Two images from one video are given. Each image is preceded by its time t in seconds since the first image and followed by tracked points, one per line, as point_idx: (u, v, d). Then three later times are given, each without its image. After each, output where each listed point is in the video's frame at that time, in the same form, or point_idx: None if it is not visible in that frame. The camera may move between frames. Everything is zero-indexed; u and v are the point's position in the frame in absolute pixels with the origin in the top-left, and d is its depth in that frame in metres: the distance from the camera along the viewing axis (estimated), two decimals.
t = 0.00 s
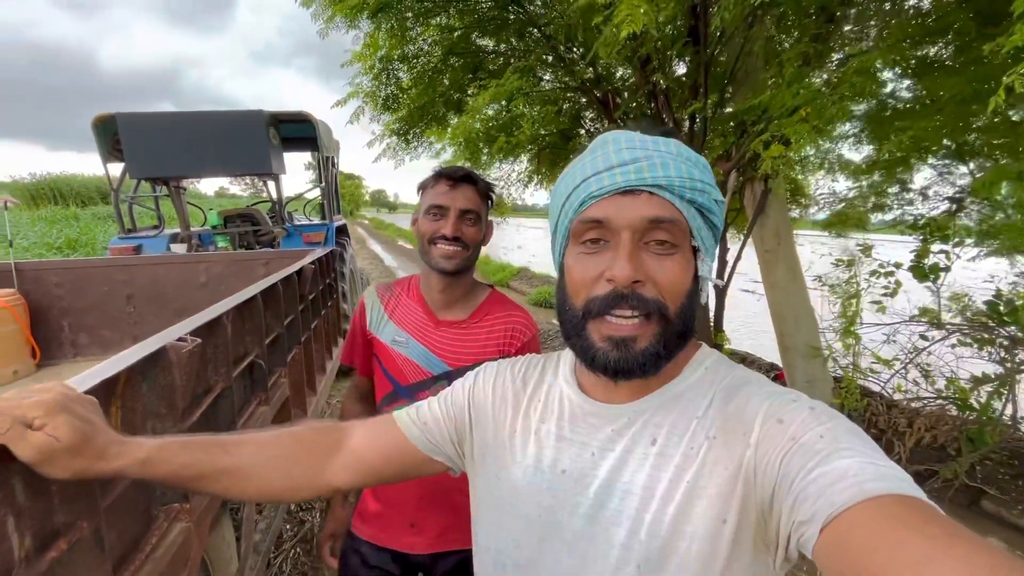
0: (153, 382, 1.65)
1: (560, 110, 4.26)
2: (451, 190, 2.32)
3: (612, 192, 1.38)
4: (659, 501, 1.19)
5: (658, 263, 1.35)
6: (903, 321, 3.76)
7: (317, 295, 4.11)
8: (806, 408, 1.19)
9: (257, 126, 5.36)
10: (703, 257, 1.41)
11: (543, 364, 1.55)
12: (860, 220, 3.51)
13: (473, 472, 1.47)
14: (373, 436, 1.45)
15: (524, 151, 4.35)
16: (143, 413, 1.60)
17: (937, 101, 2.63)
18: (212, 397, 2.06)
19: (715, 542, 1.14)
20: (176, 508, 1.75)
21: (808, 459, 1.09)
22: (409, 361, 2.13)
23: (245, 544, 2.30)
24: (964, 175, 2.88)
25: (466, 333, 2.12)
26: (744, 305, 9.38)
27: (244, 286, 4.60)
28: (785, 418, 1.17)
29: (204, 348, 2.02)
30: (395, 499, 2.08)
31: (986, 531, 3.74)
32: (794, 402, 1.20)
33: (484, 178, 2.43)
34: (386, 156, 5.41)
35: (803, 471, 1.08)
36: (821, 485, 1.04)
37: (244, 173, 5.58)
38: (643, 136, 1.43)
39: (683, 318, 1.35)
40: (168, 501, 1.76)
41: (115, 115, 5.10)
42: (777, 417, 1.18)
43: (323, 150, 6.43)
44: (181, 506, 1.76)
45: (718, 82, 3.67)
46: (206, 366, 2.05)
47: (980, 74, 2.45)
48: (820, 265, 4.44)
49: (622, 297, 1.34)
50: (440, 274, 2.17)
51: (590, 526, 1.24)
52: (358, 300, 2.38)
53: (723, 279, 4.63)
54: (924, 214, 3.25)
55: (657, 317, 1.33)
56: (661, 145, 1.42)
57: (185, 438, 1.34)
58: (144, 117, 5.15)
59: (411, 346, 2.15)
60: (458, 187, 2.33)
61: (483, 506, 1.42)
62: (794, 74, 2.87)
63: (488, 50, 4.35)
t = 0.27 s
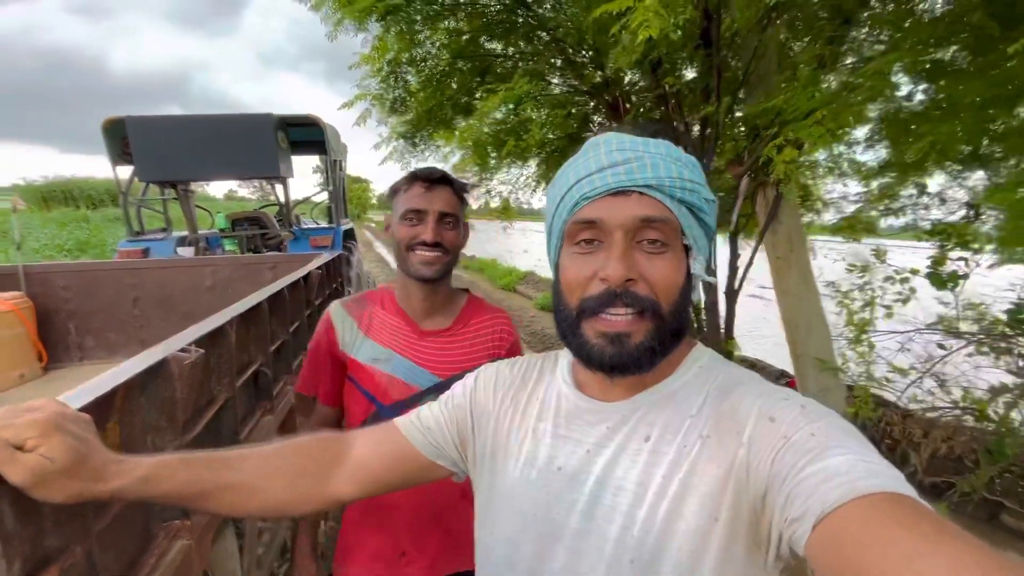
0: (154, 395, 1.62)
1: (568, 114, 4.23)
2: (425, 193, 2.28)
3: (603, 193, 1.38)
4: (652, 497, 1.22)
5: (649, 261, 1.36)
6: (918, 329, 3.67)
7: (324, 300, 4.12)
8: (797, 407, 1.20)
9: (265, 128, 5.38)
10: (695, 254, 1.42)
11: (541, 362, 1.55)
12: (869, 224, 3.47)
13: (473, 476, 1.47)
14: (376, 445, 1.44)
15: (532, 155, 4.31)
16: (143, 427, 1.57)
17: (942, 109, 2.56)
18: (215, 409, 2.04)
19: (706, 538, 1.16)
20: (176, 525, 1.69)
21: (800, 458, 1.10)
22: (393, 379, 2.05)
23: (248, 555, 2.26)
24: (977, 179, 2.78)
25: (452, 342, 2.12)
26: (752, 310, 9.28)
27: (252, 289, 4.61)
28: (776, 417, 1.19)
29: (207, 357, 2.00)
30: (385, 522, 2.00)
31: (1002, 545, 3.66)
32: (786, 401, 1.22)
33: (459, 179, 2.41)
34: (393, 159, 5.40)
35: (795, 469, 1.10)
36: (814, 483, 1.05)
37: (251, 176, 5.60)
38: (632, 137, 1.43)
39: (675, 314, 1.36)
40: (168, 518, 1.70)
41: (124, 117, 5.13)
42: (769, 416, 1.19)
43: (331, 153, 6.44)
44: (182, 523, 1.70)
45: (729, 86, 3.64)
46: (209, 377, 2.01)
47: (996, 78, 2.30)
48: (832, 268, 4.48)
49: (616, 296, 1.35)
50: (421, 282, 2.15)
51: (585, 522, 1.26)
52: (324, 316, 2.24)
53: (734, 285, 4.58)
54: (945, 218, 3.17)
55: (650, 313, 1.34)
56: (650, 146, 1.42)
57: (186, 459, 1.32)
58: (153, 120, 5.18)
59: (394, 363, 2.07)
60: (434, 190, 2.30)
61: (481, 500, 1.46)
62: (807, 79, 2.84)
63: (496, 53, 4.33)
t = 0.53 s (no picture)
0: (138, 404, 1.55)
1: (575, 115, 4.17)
2: (376, 196, 2.22)
3: (573, 202, 1.34)
4: (644, 503, 1.18)
5: (622, 266, 1.32)
6: (929, 338, 3.56)
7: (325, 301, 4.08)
8: (785, 403, 1.17)
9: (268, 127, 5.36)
10: (671, 254, 1.37)
11: (530, 369, 1.49)
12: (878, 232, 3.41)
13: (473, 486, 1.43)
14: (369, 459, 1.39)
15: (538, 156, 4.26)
16: (127, 438, 1.52)
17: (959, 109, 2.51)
18: (207, 416, 1.99)
19: (703, 541, 1.13)
20: (162, 542, 1.63)
21: (790, 457, 1.08)
22: (367, 401, 1.96)
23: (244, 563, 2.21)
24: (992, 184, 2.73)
25: (427, 353, 2.08)
26: (760, 314, 9.18)
27: (252, 289, 4.57)
28: (765, 417, 1.16)
29: (198, 362, 1.94)
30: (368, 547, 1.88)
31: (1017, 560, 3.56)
32: (774, 399, 1.19)
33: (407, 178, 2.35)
34: (396, 158, 5.36)
35: (786, 469, 1.08)
36: (805, 483, 1.04)
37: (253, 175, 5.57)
38: (599, 144, 1.39)
39: (654, 317, 1.32)
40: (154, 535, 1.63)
41: (128, 114, 5.10)
42: (759, 415, 1.17)
43: (335, 152, 6.41)
44: (167, 540, 1.64)
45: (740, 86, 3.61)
46: (201, 382, 1.97)
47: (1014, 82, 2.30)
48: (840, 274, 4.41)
49: (593, 303, 1.30)
50: (384, 290, 2.09)
51: (581, 531, 1.22)
52: (275, 338, 2.02)
53: (741, 290, 4.52)
54: (954, 223, 3.07)
55: (627, 318, 1.29)
56: (614, 150, 1.38)
57: (172, 476, 1.29)
58: (155, 118, 5.15)
59: (366, 385, 1.98)
60: (384, 192, 2.23)
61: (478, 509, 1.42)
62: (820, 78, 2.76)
63: (502, 53, 4.29)
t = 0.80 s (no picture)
0: (138, 398, 1.55)
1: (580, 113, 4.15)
2: (363, 193, 2.19)
3: (584, 190, 1.32)
4: (652, 497, 1.16)
5: (632, 257, 1.30)
6: (937, 338, 3.56)
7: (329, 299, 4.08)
8: (796, 399, 1.16)
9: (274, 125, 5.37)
10: (682, 248, 1.35)
11: (535, 365, 1.47)
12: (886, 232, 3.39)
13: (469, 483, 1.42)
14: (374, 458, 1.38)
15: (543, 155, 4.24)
16: (127, 431, 1.51)
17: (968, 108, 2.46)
18: (209, 413, 1.99)
19: (711, 536, 1.11)
20: (164, 538, 1.62)
21: (802, 453, 1.07)
22: (361, 399, 1.95)
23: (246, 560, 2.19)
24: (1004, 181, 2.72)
25: (422, 350, 2.07)
26: (766, 315, 9.12)
27: (256, 286, 4.58)
28: (777, 412, 1.14)
29: (201, 357, 1.94)
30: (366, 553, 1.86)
31: None
32: (786, 394, 1.17)
33: (398, 171, 2.32)
34: (401, 157, 5.36)
35: (798, 464, 1.06)
36: (817, 479, 1.02)
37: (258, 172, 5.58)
38: (612, 133, 1.37)
39: (663, 310, 1.30)
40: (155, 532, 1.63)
41: (134, 112, 5.12)
42: (770, 410, 1.15)
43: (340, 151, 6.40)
44: (169, 536, 1.63)
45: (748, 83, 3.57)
46: (205, 379, 1.97)
47: None
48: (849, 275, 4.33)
49: (600, 294, 1.29)
50: (375, 292, 2.07)
51: (588, 527, 1.20)
52: (268, 338, 2.00)
53: (747, 289, 4.49)
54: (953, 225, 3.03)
55: (635, 310, 1.28)
56: (628, 141, 1.36)
57: (177, 468, 1.28)
58: (161, 115, 5.17)
59: (360, 383, 1.97)
60: (371, 188, 2.20)
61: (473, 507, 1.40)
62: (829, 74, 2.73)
63: (507, 51, 4.27)
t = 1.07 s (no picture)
0: (150, 398, 1.60)
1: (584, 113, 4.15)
2: (373, 197, 2.21)
3: (598, 194, 1.33)
4: (648, 500, 1.17)
5: (642, 263, 1.31)
6: (946, 337, 3.51)
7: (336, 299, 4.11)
8: (795, 407, 1.16)
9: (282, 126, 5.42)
10: (689, 258, 1.36)
11: (535, 368, 1.48)
12: (894, 233, 3.38)
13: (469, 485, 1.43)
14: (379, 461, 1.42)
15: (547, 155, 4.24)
16: (138, 431, 1.57)
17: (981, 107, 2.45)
18: (218, 411, 2.02)
19: (706, 541, 1.12)
20: (173, 535, 1.65)
21: (799, 459, 1.07)
22: (367, 400, 1.97)
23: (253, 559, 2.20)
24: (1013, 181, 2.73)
25: (428, 351, 2.07)
26: (773, 314, 9.07)
27: (264, 287, 4.62)
28: (774, 418, 1.14)
29: (210, 356, 1.97)
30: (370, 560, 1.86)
31: None
32: (785, 402, 1.17)
33: (406, 176, 2.34)
34: (407, 157, 5.38)
35: (794, 471, 1.07)
36: (813, 485, 1.03)
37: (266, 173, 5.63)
38: (629, 140, 1.38)
39: (668, 316, 1.31)
40: (166, 528, 1.66)
41: (144, 114, 5.18)
42: (768, 417, 1.15)
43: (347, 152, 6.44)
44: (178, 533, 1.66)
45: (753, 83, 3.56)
46: (213, 378, 2.00)
47: None
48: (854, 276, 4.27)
49: (607, 298, 1.30)
50: (383, 295, 2.08)
51: (583, 529, 1.22)
52: (279, 342, 2.07)
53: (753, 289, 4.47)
54: (968, 220, 3.00)
55: (642, 315, 1.29)
56: (644, 148, 1.37)
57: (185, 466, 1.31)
58: (171, 117, 5.22)
59: (367, 384, 1.98)
60: (381, 193, 2.22)
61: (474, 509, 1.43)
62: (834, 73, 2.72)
63: (512, 51, 4.28)
